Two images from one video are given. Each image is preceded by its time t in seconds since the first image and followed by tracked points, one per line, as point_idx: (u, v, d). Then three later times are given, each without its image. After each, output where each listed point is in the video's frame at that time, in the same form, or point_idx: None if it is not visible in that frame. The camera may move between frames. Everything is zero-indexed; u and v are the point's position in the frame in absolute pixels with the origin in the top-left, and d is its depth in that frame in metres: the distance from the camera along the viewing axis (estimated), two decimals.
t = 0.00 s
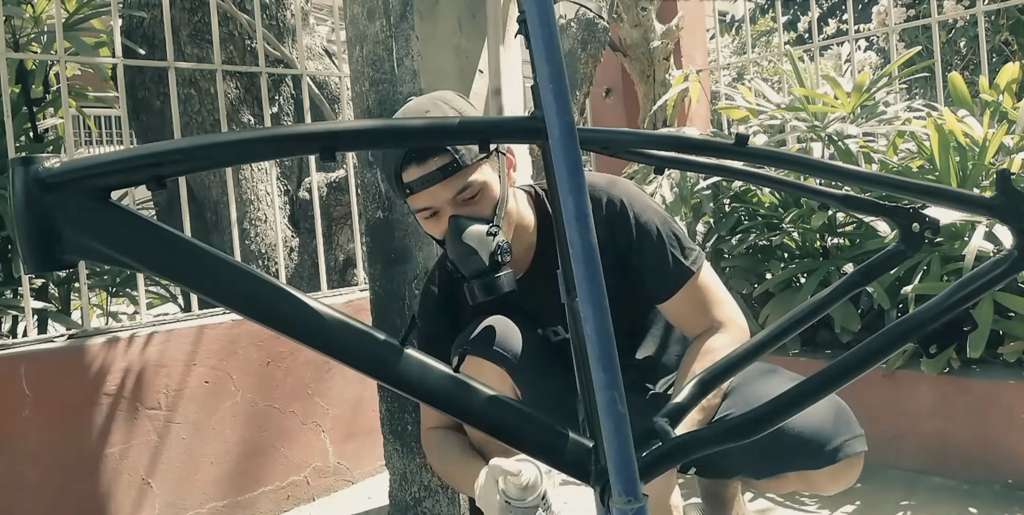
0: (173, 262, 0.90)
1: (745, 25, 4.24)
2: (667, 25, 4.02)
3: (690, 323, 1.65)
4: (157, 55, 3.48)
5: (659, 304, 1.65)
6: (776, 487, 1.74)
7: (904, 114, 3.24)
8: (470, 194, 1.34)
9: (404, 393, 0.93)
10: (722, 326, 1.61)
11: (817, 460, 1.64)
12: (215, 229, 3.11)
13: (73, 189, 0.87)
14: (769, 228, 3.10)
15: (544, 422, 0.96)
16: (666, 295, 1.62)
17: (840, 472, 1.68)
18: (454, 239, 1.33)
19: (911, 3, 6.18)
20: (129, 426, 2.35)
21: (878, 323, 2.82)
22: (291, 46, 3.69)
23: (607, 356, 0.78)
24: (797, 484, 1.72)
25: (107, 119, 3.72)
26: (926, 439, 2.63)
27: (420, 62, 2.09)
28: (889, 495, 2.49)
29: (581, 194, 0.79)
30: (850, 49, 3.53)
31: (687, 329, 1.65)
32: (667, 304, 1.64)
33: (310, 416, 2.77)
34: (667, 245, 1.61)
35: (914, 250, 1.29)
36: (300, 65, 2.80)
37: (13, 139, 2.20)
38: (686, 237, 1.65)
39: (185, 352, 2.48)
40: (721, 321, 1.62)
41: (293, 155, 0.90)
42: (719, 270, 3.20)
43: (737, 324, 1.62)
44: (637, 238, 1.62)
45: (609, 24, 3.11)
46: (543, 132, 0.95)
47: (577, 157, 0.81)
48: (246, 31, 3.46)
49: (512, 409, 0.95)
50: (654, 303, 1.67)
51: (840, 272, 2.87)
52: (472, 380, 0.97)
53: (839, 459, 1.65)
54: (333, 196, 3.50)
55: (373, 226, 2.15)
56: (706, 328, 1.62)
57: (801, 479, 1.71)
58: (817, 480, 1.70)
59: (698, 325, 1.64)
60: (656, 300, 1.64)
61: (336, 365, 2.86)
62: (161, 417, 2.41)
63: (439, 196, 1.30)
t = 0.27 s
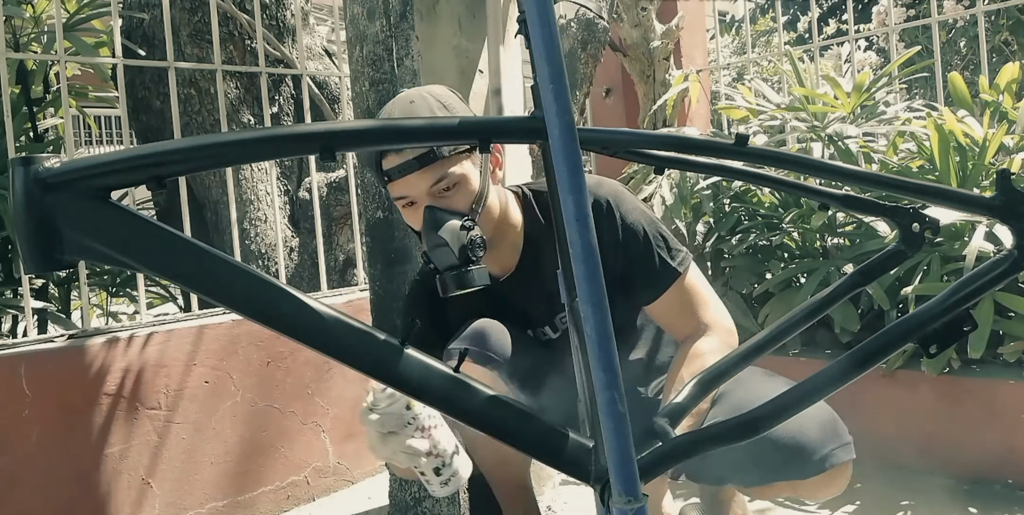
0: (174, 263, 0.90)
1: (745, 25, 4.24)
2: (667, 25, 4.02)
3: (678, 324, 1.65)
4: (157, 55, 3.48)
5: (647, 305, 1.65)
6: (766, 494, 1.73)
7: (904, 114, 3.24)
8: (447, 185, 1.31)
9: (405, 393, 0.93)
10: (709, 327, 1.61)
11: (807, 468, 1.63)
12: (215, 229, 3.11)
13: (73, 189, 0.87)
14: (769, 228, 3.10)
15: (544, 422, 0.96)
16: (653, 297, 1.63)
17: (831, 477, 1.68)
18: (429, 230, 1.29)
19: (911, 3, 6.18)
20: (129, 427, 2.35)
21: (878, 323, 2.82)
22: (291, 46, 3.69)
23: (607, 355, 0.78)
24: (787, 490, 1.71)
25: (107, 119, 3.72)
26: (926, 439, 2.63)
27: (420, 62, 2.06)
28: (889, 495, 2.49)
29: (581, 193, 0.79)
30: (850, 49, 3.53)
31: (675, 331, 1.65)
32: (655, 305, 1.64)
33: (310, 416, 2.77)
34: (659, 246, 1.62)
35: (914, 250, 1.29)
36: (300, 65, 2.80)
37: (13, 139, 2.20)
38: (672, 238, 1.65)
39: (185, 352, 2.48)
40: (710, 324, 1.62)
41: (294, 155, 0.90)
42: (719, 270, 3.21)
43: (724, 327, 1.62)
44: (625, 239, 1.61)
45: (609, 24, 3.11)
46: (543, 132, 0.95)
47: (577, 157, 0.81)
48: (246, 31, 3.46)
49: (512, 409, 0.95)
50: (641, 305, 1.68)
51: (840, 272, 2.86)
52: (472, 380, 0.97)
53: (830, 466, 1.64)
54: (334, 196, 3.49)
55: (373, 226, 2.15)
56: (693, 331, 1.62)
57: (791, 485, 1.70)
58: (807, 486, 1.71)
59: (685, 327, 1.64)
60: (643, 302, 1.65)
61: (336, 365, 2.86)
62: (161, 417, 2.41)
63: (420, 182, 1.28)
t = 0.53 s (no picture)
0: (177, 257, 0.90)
1: (745, 25, 4.23)
2: (667, 25, 4.02)
3: (683, 327, 1.61)
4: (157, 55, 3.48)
5: (660, 303, 1.61)
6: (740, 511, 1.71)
7: (904, 114, 3.24)
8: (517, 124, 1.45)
9: (404, 393, 0.93)
10: (714, 337, 1.57)
11: (779, 492, 1.59)
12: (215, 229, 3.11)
13: (74, 188, 0.87)
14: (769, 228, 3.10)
15: (543, 422, 0.96)
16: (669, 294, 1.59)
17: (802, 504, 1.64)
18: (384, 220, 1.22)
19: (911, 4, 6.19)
20: (129, 427, 2.35)
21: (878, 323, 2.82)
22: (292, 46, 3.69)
23: (608, 355, 0.78)
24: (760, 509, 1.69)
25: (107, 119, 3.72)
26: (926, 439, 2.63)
27: (420, 62, 2.06)
28: (889, 495, 2.49)
29: (582, 193, 0.79)
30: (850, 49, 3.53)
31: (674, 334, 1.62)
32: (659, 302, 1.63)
33: (310, 416, 2.77)
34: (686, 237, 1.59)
35: (914, 250, 1.29)
36: (300, 65, 2.79)
37: (13, 139, 2.20)
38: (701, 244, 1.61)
39: (185, 352, 2.48)
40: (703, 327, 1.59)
41: (294, 155, 0.91)
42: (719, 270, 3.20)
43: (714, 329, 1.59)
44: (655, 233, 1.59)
45: (608, 24, 3.11)
46: (543, 132, 0.95)
47: (577, 157, 0.81)
48: (246, 31, 3.46)
49: (512, 409, 0.95)
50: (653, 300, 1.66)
51: (840, 272, 2.87)
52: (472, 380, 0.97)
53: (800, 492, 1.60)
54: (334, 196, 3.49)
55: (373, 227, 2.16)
56: (696, 335, 1.58)
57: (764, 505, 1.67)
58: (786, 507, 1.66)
59: (690, 333, 1.60)
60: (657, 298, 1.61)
61: (336, 365, 2.86)
62: (161, 417, 2.41)
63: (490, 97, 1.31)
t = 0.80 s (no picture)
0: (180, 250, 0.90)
1: (745, 25, 4.24)
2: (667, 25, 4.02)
3: (739, 324, 1.64)
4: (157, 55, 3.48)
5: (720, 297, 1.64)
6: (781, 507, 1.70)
7: (904, 114, 3.24)
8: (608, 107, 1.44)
9: (404, 393, 0.93)
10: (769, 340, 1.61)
11: (830, 488, 1.58)
12: (215, 230, 3.11)
13: (73, 188, 0.88)
14: (769, 227, 3.11)
15: (543, 422, 0.96)
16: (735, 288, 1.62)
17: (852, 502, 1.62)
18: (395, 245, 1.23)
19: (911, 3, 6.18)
20: (129, 427, 2.35)
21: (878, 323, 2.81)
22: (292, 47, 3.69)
23: (608, 355, 0.78)
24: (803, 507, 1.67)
25: (107, 119, 3.72)
26: (926, 439, 2.63)
27: (420, 62, 2.06)
28: (889, 495, 2.49)
29: (581, 193, 0.79)
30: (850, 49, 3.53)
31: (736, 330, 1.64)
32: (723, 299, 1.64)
33: (310, 416, 2.77)
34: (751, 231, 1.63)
35: (914, 250, 1.29)
36: (300, 65, 2.79)
37: (13, 139, 2.20)
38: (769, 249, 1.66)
39: (185, 352, 2.48)
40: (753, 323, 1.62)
41: (294, 155, 0.91)
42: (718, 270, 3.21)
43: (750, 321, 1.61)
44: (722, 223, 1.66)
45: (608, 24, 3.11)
46: (544, 132, 0.95)
47: (577, 157, 0.81)
48: (246, 31, 3.46)
49: (512, 409, 0.95)
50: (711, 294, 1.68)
51: (840, 272, 2.87)
52: (472, 380, 0.97)
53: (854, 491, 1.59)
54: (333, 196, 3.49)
55: (372, 226, 2.15)
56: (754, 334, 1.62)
57: (807, 503, 1.66)
58: (826, 505, 1.65)
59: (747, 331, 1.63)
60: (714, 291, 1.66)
61: (336, 365, 2.86)
62: (161, 417, 2.41)
63: (588, 92, 1.40)
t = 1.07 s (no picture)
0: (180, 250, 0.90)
1: (745, 25, 4.24)
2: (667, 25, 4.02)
3: (739, 320, 1.67)
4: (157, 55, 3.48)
5: (722, 291, 1.68)
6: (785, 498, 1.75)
7: (904, 114, 3.24)
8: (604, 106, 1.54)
9: (404, 392, 0.93)
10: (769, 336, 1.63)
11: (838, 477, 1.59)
12: (215, 229, 3.11)
13: (73, 188, 0.88)
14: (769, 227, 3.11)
15: (543, 422, 0.95)
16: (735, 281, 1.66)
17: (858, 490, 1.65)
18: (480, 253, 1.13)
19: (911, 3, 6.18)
20: (129, 426, 2.35)
21: (878, 323, 2.81)
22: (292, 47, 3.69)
23: (608, 355, 0.78)
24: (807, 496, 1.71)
25: (106, 119, 3.72)
26: (925, 439, 2.64)
27: (420, 63, 2.07)
28: (889, 495, 2.49)
29: (582, 193, 0.79)
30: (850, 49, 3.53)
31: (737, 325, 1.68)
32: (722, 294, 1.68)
33: (310, 416, 2.77)
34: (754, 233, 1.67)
35: (914, 250, 1.29)
36: (300, 65, 2.79)
37: (13, 139, 2.20)
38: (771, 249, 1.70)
39: (186, 352, 2.48)
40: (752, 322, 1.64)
41: (294, 155, 0.91)
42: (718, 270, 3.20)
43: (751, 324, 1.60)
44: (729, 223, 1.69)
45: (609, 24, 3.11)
46: (544, 132, 0.95)
47: (577, 157, 0.81)
48: (246, 31, 3.46)
49: (513, 409, 0.95)
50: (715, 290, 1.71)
51: (840, 272, 2.87)
52: (473, 380, 0.97)
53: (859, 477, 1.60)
54: (333, 197, 3.48)
55: (372, 226, 2.15)
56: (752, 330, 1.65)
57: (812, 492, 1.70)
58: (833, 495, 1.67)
59: (743, 325, 1.66)
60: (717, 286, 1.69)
61: (336, 365, 2.86)
62: (161, 417, 2.41)
63: (624, 98, 1.52)
